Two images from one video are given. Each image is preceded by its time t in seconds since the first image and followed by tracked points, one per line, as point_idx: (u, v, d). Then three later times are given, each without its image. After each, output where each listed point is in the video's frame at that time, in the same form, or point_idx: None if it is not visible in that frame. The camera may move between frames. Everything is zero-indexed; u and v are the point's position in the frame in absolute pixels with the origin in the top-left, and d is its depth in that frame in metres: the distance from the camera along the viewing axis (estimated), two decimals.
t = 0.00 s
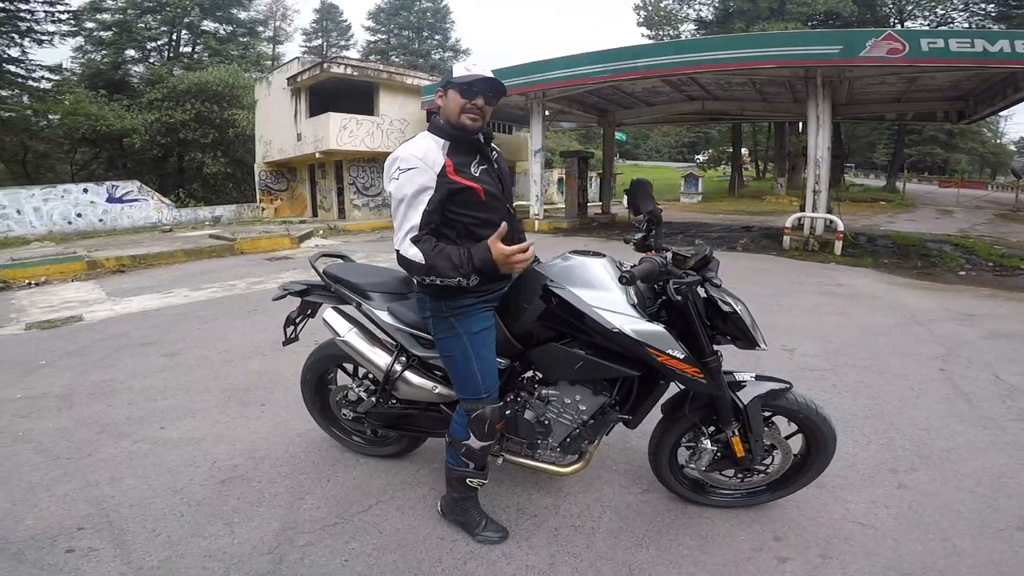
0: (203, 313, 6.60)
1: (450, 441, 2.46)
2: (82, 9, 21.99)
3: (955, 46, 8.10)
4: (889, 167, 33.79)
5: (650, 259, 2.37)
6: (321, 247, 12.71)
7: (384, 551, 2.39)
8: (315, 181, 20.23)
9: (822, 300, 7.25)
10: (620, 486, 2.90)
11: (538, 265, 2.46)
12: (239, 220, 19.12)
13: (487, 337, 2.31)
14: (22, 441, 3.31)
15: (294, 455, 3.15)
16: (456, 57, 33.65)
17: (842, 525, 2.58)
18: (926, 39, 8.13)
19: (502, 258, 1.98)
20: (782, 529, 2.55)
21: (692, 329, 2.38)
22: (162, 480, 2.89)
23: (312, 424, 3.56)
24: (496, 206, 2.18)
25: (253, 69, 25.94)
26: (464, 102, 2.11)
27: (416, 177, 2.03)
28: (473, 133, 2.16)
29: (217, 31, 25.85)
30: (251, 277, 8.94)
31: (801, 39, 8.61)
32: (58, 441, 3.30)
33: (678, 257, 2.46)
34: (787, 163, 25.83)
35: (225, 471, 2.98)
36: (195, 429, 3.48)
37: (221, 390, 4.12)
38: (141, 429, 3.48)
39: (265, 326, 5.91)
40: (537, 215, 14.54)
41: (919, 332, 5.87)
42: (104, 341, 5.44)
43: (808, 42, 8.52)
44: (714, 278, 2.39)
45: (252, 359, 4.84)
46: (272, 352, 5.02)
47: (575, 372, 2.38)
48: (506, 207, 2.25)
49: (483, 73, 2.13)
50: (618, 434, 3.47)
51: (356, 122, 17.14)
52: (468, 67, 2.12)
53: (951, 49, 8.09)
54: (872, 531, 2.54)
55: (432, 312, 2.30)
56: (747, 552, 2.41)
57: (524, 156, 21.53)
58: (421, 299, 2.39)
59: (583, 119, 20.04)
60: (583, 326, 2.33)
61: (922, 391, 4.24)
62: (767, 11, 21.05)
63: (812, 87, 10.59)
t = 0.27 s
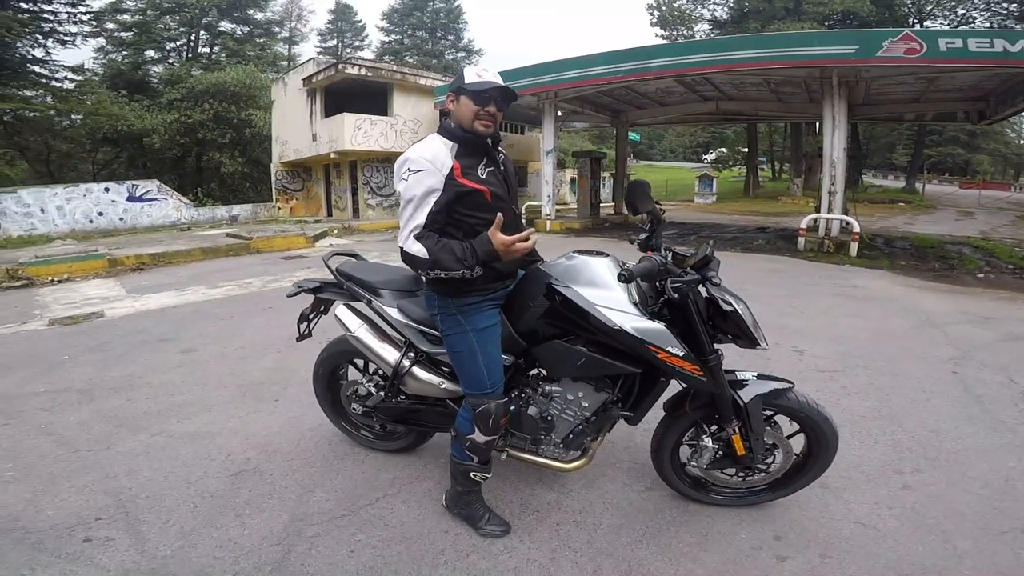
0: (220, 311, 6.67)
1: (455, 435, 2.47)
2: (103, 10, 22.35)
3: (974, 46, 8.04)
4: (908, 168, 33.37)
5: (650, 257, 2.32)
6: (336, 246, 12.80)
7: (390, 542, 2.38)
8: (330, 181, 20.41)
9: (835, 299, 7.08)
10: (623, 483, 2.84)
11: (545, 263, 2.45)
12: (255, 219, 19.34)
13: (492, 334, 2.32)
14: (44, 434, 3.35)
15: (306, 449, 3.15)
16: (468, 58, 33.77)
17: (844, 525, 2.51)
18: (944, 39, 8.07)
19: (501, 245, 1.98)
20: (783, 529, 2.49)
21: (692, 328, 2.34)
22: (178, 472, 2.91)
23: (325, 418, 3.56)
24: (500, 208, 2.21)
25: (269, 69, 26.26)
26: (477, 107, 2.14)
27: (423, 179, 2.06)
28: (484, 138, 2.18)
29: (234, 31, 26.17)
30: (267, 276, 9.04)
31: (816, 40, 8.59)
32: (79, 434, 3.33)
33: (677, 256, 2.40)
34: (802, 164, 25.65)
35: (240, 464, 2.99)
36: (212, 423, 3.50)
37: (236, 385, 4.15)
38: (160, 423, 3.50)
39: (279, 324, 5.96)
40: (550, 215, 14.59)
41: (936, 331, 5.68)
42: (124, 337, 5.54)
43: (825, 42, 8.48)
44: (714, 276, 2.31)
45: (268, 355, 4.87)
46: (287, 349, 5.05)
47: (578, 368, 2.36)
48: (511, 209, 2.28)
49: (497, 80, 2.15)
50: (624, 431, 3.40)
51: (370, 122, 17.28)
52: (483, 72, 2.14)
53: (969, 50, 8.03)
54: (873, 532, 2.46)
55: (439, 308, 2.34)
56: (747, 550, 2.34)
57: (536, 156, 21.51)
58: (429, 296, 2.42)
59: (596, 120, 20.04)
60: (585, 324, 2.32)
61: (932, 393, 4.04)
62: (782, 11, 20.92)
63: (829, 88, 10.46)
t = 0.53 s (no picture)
0: (233, 309, 6.72)
1: (456, 430, 2.41)
2: (121, 11, 22.66)
3: (990, 45, 7.96)
4: (925, 168, 32.97)
5: (649, 254, 2.25)
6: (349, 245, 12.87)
7: (393, 535, 2.34)
8: (343, 181, 20.55)
9: (846, 300, 6.97)
10: (625, 479, 2.75)
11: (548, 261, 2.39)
12: (269, 218, 19.52)
13: (496, 330, 2.28)
14: (61, 429, 3.39)
15: (316, 444, 3.14)
16: (480, 58, 33.90)
17: (847, 522, 2.39)
18: (960, 38, 7.99)
19: (511, 243, 2.01)
20: (786, 526, 2.38)
21: (693, 325, 2.28)
22: (190, 465, 2.91)
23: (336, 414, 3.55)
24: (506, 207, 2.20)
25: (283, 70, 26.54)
26: (496, 117, 2.16)
27: (431, 178, 2.08)
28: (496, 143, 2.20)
29: (249, 31, 26.43)
30: (280, 274, 9.12)
31: (829, 39, 8.55)
32: (96, 429, 3.38)
33: (677, 256, 2.34)
34: (817, 164, 25.43)
35: (250, 458, 2.98)
36: (224, 419, 3.51)
37: (248, 382, 4.17)
38: (173, 418, 3.52)
39: (291, 322, 5.98)
40: (560, 215, 14.55)
41: (950, 331, 5.56)
42: (138, 335, 5.61)
43: (838, 42, 8.43)
44: (714, 274, 2.26)
45: (281, 354, 4.88)
46: (298, 348, 5.07)
47: (580, 365, 2.29)
48: (516, 208, 2.26)
49: (517, 91, 2.17)
50: (627, 429, 3.27)
51: (381, 123, 17.39)
52: (505, 82, 2.16)
53: (986, 49, 7.94)
54: (878, 531, 2.34)
55: (444, 304, 2.29)
56: (747, 548, 2.25)
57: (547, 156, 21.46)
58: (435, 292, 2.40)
59: (606, 119, 19.96)
60: (588, 322, 2.26)
61: (943, 393, 3.91)
62: (796, 11, 20.80)
63: (843, 87, 10.34)
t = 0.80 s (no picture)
0: (243, 307, 6.79)
1: (461, 427, 2.42)
2: (133, 11, 22.84)
3: (1002, 44, 7.90)
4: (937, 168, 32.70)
5: (651, 251, 2.26)
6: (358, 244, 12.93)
7: (398, 532, 2.37)
8: (352, 180, 20.64)
9: (856, 300, 6.91)
10: (629, 476, 2.76)
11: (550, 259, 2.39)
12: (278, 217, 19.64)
13: (500, 328, 2.29)
14: (74, 426, 3.45)
15: (322, 441, 3.17)
16: (488, 57, 33.96)
17: (851, 521, 2.39)
18: (971, 38, 7.93)
19: (535, 243, 2.09)
20: (790, 525, 2.38)
21: (696, 322, 2.28)
22: (199, 462, 2.96)
23: (342, 411, 3.58)
24: (511, 203, 2.24)
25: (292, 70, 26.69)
26: (503, 117, 2.17)
27: (444, 174, 2.07)
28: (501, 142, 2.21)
29: (259, 31, 26.59)
30: (289, 273, 9.19)
31: (838, 38, 8.50)
32: (107, 426, 3.44)
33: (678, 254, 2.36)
34: (827, 163, 25.27)
35: (258, 455, 3.02)
36: (233, 416, 3.56)
37: (257, 380, 4.21)
38: (183, 415, 3.58)
39: (299, 320, 6.04)
40: (568, 214, 14.52)
41: (959, 331, 5.52)
42: (149, 333, 5.70)
43: (848, 41, 8.38)
44: (718, 272, 2.26)
45: (289, 351, 4.93)
46: (306, 345, 5.12)
47: (583, 362, 2.30)
48: (520, 205, 2.29)
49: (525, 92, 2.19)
50: (633, 428, 3.28)
51: (390, 122, 17.44)
52: (512, 81, 2.18)
53: (998, 48, 7.88)
54: (882, 529, 2.34)
55: (449, 302, 2.32)
56: (750, 546, 2.25)
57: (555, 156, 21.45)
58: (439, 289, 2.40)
59: (614, 119, 19.93)
60: (591, 320, 2.26)
61: (951, 393, 3.90)
62: (807, 10, 20.69)
63: (853, 86, 10.28)
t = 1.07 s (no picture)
0: (246, 306, 6.81)
1: (463, 424, 2.43)
2: (138, 11, 22.89)
3: (1007, 44, 7.86)
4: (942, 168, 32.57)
5: (652, 248, 2.27)
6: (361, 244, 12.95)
7: (400, 529, 2.38)
8: (355, 180, 20.67)
9: (859, 299, 6.89)
10: (631, 474, 2.77)
11: (552, 256, 2.40)
12: (282, 217, 19.67)
13: (501, 325, 2.30)
14: (78, 424, 3.47)
15: (325, 438, 3.18)
16: (491, 57, 33.97)
17: (853, 520, 2.39)
18: (977, 37, 7.90)
19: (537, 236, 2.12)
20: (792, 523, 2.38)
21: (697, 319, 2.28)
22: (202, 460, 2.97)
23: (345, 409, 3.59)
24: (516, 202, 2.25)
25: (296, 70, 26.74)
26: (510, 116, 2.17)
27: (449, 170, 2.08)
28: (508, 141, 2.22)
29: (262, 31, 26.65)
30: (292, 272, 9.20)
31: (842, 38, 8.50)
32: (111, 424, 3.46)
33: (680, 251, 2.36)
34: (831, 163, 25.19)
35: (261, 453, 3.04)
36: (236, 414, 3.57)
37: (260, 378, 4.23)
38: (187, 413, 3.60)
39: (302, 319, 6.05)
40: (571, 213, 14.40)
41: (962, 330, 5.51)
42: (153, 331, 5.72)
43: (851, 41, 8.37)
44: (719, 268, 2.26)
45: (292, 350, 4.94)
46: (309, 344, 5.13)
47: (584, 359, 2.31)
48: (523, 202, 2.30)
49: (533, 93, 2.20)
50: (636, 425, 3.28)
51: (393, 121, 17.45)
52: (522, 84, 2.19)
53: (1003, 48, 7.84)
54: (884, 528, 2.34)
55: (451, 298, 2.32)
56: (752, 544, 2.26)
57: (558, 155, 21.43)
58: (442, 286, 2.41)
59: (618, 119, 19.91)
60: (592, 316, 2.27)
61: (955, 392, 3.89)
62: (811, 9, 20.63)
63: (857, 86, 10.25)
